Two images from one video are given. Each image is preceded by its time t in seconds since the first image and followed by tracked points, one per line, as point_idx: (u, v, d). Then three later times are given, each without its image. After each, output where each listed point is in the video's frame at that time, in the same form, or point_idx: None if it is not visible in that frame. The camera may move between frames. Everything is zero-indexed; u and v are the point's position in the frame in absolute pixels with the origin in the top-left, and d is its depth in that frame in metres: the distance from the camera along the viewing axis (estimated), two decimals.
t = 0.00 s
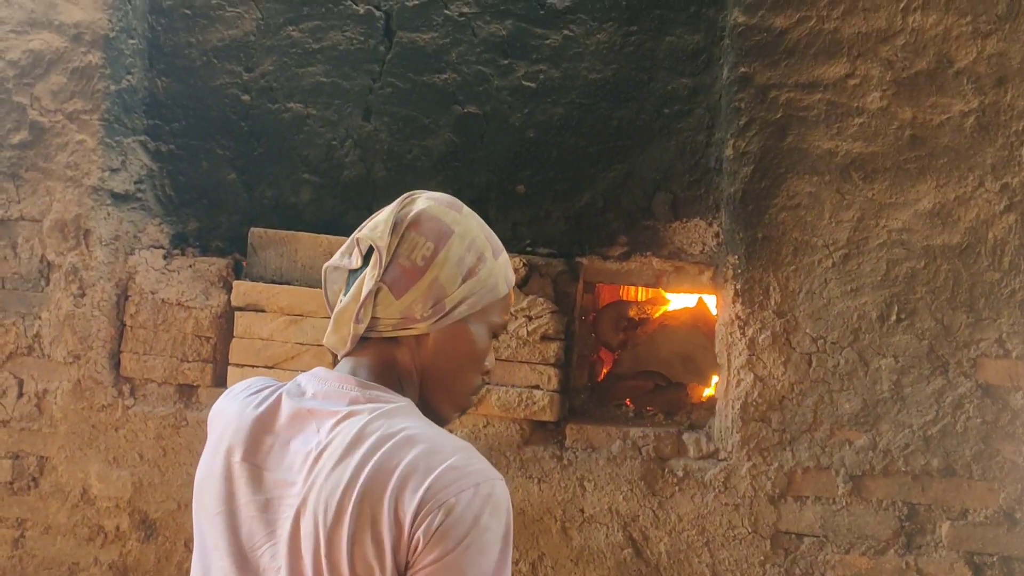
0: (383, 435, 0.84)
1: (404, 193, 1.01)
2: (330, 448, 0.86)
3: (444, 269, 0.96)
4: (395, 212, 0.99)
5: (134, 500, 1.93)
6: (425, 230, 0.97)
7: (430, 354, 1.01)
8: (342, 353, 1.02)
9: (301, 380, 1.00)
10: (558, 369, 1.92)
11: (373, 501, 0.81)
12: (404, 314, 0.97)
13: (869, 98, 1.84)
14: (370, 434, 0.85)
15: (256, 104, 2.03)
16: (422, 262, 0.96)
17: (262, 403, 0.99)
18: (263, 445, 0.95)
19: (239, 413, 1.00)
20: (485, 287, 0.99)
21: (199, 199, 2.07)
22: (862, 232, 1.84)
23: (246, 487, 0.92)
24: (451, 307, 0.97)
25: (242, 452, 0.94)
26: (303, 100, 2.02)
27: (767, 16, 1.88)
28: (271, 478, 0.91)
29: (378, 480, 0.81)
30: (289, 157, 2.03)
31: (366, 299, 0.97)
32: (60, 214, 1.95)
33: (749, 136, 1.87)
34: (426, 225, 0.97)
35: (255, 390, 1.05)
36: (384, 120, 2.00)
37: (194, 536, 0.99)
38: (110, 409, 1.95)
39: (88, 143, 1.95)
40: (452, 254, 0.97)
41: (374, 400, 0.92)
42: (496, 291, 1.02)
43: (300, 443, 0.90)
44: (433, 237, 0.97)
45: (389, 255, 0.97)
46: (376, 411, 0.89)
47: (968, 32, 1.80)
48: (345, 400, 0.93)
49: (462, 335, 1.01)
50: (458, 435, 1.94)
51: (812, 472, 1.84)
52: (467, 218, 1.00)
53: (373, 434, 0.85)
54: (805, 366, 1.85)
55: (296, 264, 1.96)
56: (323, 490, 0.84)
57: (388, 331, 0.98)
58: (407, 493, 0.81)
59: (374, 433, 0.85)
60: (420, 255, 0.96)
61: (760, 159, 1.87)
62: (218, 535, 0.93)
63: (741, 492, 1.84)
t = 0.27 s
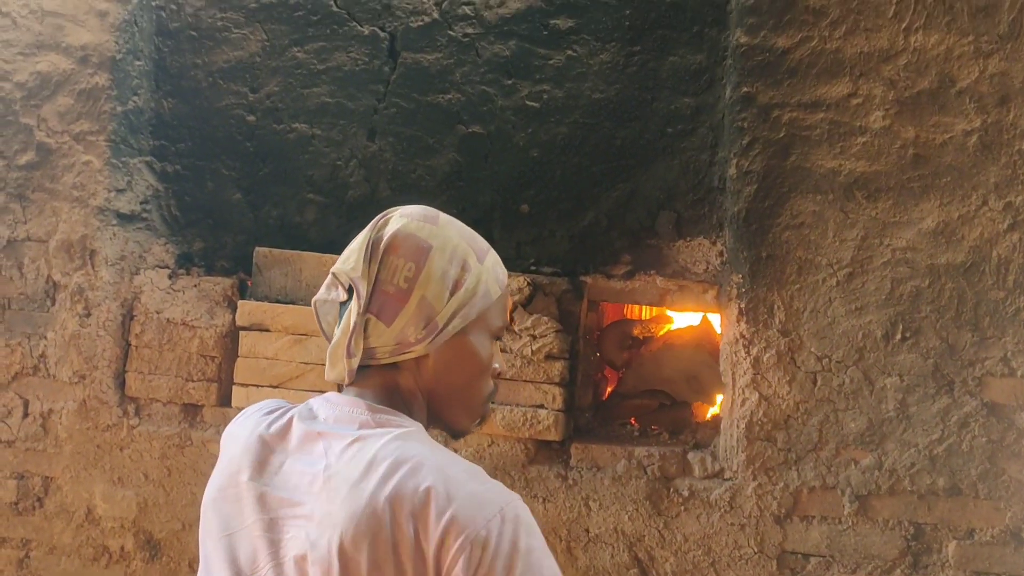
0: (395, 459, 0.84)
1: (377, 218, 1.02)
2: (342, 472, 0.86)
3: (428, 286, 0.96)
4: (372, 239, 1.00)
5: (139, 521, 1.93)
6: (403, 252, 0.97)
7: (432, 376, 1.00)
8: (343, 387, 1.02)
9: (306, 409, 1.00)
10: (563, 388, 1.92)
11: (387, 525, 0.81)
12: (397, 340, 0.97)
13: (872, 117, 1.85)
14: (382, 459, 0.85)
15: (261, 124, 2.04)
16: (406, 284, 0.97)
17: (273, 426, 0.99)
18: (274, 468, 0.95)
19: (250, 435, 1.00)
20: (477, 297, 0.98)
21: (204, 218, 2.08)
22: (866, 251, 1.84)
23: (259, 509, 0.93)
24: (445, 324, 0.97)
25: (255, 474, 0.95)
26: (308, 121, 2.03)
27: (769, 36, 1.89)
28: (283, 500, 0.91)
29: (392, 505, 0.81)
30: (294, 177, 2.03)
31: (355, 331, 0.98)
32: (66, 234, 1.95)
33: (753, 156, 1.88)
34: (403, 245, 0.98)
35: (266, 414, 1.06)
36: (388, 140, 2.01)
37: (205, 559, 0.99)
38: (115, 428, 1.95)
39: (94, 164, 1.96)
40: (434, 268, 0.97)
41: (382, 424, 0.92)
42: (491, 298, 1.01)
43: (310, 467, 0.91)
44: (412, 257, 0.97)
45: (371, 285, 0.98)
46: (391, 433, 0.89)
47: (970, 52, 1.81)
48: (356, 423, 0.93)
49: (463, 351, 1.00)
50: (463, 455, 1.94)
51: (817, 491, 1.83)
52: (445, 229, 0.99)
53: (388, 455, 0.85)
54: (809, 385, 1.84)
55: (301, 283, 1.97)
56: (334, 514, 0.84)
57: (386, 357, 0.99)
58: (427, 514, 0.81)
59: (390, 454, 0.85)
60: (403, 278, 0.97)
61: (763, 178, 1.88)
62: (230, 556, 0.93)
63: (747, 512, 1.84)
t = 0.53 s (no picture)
0: (402, 480, 0.83)
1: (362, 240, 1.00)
2: (348, 492, 0.85)
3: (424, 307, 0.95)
4: (361, 264, 0.98)
5: (142, 538, 1.92)
6: (397, 274, 0.96)
7: (435, 394, 1.00)
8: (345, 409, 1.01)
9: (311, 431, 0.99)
10: (566, 406, 1.92)
11: (398, 549, 0.81)
12: (400, 363, 0.97)
13: (875, 136, 1.86)
14: (390, 480, 0.84)
15: (267, 142, 2.05)
16: (403, 306, 0.95)
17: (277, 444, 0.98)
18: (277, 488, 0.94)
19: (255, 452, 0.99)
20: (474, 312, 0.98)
21: (209, 236, 2.09)
22: (870, 270, 1.84)
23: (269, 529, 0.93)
24: (445, 340, 0.97)
25: (261, 494, 0.94)
26: (313, 139, 2.04)
27: (772, 55, 1.89)
28: (289, 520, 0.91)
29: (400, 527, 0.81)
30: (299, 195, 2.04)
31: (356, 358, 0.97)
32: (72, 252, 1.96)
33: (756, 174, 1.89)
34: (394, 267, 0.96)
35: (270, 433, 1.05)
36: (393, 159, 2.02)
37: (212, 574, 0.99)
38: (119, 446, 1.95)
39: (100, 182, 1.97)
40: (428, 287, 0.96)
41: (389, 445, 0.92)
42: (487, 309, 1.01)
43: (315, 486, 0.89)
44: (405, 278, 0.96)
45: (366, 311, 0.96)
46: (397, 453, 0.88)
47: (973, 71, 1.82)
48: (363, 444, 0.92)
49: (463, 366, 1.01)
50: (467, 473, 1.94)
51: (822, 510, 1.82)
52: (433, 244, 0.98)
53: (395, 477, 0.84)
54: (814, 403, 1.84)
55: (305, 300, 1.97)
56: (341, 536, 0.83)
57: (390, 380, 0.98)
58: (438, 538, 0.81)
59: (397, 476, 0.84)
60: (399, 301, 0.96)
61: (767, 196, 1.88)
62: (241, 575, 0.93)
63: (751, 531, 1.83)
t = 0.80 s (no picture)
0: (416, 506, 0.84)
1: (383, 267, 0.97)
2: (362, 512, 0.86)
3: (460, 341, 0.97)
4: (388, 297, 0.96)
5: (145, 551, 1.92)
6: (432, 308, 0.96)
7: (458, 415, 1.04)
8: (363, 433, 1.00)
9: (327, 446, 0.99)
10: (569, 419, 1.92)
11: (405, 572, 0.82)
12: (434, 394, 0.98)
13: (877, 149, 1.86)
14: (404, 503, 0.85)
15: (270, 156, 2.06)
16: (438, 341, 0.97)
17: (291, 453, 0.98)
18: (289, 499, 0.94)
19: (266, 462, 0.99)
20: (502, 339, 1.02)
21: (212, 248, 2.10)
22: (872, 283, 1.85)
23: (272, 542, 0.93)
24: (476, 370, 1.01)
25: (270, 506, 0.94)
26: (317, 152, 2.04)
27: (774, 69, 1.90)
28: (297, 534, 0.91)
29: (411, 552, 0.82)
30: (302, 208, 2.05)
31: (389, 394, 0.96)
32: (76, 264, 1.97)
33: (758, 188, 1.89)
34: (428, 301, 0.96)
35: (284, 441, 1.05)
36: (396, 172, 2.03)
37: None
38: (122, 458, 1.95)
39: (105, 195, 1.97)
40: (462, 320, 0.98)
41: (405, 467, 0.93)
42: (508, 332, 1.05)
43: (328, 502, 0.90)
44: (439, 312, 0.97)
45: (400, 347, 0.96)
46: (413, 477, 0.90)
47: (974, 85, 1.82)
48: (378, 463, 0.93)
49: (485, 387, 1.05)
50: (469, 486, 1.94)
51: (825, 524, 1.82)
52: (459, 272, 0.99)
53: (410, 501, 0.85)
54: (817, 417, 1.84)
55: (308, 313, 1.97)
56: (353, 555, 0.84)
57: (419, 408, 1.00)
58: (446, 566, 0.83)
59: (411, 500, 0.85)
60: (433, 335, 0.96)
61: (769, 210, 1.88)
62: None
63: (754, 545, 1.83)
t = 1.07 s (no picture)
0: (412, 534, 0.85)
1: (416, 296, 0.97)
2: (360, 537, 0.87)
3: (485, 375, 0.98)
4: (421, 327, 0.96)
5: (147, 569, 1.92)
6: (460, 341, 0.97)
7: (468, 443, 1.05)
8: (373, 455, 0.99)
9: (330, 465, 1.00)
10: (571, 437, 1.92)
11: None
12: (453, 426, 0.99)
13: (878, 168, 1.87)
14: (401, 532, 0.85)
15: (274, 173, 2.07)
16: (463, 373, 0.97)
17: (293, 472, 0.99)
18: (290, 519, 0.94)
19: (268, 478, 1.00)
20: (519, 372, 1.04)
21: (215, 265, 2.10)
22: (874, 301, 1.85)
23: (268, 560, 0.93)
24: (494, 402, 1.03)
25: (269, 524, 0.95)
26: (320, 170, 2.05)
27: (775, 88, 1.91)
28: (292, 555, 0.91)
29: None
30: (305, 226, 2.06)
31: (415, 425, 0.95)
32: (80, 282, 1.97)
33: (760, 206, 1.89)
34: (457, 333, 0.97)
35: (286, 457, 1.05)
36: (398, 190, 2.03)
37: None
38: (124, 476, 1.95)
39: (109, 213, 1.98)
40: (488, 353, 0.99)
41: (405, 492, 0.93)
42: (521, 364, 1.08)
43: (327, 525, 0.90)
44: (467, 346, 0.98)
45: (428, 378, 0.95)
46: (412, 504, 0.90)
47: (974, 104, 1.83)
48: (379, 487, 0.93)
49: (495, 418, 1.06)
50: (472, 504, 1.93)
51: (829, 543, 1.82)
52: (484, 305, 1.01)
53: (407, 529, 0.86)
54: (819, 435, 1.84)
55: (311, 330, 1.97)
56: None
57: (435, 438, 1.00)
58: None
59: (409, 528, 0.86)
60: (459, 367, 0.97)
61: (770, 228, 1.89)
62: None
63: (757, 564, 1.82)
